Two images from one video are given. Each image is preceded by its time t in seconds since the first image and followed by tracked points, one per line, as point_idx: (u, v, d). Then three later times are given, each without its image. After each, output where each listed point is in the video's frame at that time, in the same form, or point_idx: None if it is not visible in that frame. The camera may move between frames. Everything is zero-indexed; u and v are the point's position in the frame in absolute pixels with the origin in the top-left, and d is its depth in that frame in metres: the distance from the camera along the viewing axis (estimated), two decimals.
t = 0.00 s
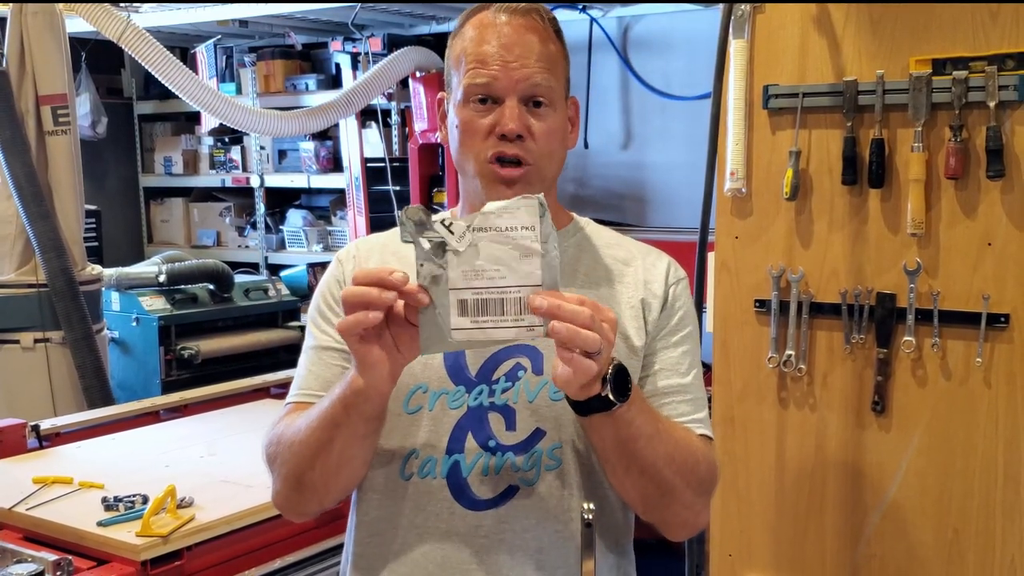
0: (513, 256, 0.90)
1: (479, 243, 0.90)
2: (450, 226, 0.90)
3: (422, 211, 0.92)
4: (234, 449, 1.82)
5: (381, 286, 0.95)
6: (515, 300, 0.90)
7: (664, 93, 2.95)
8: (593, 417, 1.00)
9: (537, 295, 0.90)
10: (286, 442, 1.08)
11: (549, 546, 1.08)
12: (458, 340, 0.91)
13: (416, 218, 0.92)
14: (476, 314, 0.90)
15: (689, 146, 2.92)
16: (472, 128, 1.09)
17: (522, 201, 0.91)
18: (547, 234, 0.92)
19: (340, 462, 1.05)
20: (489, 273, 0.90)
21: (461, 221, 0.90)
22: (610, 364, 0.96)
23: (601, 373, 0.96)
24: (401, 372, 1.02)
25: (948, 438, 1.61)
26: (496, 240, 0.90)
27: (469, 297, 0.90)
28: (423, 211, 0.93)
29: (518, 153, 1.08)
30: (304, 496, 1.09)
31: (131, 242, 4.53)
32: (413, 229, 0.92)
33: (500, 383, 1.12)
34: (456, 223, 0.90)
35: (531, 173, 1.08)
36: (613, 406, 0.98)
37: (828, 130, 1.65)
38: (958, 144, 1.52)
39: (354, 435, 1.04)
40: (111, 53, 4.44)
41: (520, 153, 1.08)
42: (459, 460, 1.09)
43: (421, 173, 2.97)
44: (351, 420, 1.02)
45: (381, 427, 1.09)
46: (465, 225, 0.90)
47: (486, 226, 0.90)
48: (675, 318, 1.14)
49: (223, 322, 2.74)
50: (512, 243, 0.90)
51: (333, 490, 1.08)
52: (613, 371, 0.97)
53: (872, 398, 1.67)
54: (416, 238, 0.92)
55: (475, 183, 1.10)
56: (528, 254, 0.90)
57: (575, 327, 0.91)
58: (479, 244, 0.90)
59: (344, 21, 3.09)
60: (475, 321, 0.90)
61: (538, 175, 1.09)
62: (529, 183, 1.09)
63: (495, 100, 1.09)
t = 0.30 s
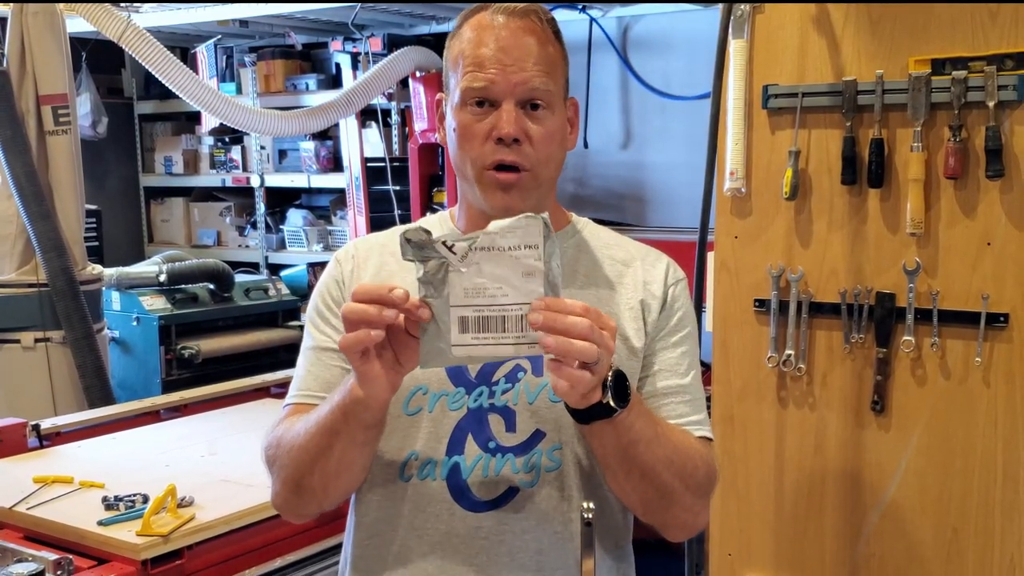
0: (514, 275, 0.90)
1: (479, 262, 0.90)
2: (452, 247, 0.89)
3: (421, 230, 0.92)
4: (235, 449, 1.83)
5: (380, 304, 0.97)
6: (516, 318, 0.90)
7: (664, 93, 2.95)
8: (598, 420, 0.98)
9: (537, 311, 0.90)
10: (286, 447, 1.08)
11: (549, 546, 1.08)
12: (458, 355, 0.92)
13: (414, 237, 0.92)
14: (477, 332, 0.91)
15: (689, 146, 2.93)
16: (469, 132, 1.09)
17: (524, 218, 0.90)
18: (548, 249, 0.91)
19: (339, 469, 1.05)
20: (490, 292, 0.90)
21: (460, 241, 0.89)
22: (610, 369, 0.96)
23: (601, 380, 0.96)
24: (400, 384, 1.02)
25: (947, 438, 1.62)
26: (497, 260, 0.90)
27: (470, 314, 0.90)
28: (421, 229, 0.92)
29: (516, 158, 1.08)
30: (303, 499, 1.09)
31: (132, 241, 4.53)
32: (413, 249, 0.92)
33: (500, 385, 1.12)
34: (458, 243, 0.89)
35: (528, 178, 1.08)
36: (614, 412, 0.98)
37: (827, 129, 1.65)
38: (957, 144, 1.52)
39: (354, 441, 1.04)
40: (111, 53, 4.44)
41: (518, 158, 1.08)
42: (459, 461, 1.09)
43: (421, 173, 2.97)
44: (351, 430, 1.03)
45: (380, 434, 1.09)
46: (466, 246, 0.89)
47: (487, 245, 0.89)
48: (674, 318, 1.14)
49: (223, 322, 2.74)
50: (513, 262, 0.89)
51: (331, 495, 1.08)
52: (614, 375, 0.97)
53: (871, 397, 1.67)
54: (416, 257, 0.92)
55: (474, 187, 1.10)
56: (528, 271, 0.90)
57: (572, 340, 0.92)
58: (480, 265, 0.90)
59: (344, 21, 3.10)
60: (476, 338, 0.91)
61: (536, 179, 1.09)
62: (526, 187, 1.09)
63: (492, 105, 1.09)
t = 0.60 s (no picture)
0: (519, 346, 0.93)
1: (491, 337, 0.92)
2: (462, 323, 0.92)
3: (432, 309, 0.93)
4: (235, 448, 1.83)
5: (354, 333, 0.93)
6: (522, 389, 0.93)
7: (663, 93, 2.96)
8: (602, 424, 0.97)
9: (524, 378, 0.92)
10: (265, 454, 1.08)
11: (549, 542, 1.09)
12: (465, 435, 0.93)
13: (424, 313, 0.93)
14: (486, 409, 0.92)
15: (689, 145, 2.93)
16: (465, 142, 1.10)
17: (530, 292, 0.93)
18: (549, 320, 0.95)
19: (319, 479, 1.05)
20: (497, 366, 0.92)
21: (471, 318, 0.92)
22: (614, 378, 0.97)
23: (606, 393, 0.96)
24: (367, 427, 0.96)
25: (946, 437, 1.62)
26: (504, 333, 0.93)
27: (480, 391, 0.92)
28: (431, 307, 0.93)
29: (510, 171, 1.09)
30: (282, 502, 1.09)
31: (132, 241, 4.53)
32: (423, 327, 0.93)
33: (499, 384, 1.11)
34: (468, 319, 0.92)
35: (522, 187, 1.10)
36: (625, 416, 0.98)
37: (826, 129, 1.65)
38: (956, 144, 1.53)
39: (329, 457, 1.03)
40: (111, 53, 4.44)
41: (512, 170, 1.09)
42: (459, 459, 1.09)
43: (421, 173, 2.97)
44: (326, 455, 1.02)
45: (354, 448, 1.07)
46: (477, 321, 0.92)
47: (497, 319, 0.92)
48: (671, 310, 1.16)
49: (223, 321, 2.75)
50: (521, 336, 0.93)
51: (306, 501, 1.09)
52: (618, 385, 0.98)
53: (871, 397, 1.67)
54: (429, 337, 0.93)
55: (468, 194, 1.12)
56: (535, 342, 0.93)
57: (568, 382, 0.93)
58: (489, 339, 0.92)
59: (344, 21, 3.10)
60: (486, 417, 0.92)
61: (530, 189, 1.11)
62: (519, 196, 1.10)
63: (488, 117, 1.09)
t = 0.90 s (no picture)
0: (502, 333, 0.84)
1: (473, 325, 0.84)
2: (437, 316, 0.83)
3: (403, 303, 0.85)
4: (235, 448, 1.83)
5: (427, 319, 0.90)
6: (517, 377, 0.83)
7: (663, 92, 2.96)
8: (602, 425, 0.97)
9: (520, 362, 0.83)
10: (233, 380, 1.06)
11: (547, 538, 1.10)
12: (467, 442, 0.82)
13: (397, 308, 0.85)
14: (485, 405, 0.82)
15: (688, 145, 2.93)
16: (456, 150, 1.10)
17: (502, 279, 0.87)
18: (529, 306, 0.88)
19: (287, 412, 1.02)
20: (485, 360, 0.83)
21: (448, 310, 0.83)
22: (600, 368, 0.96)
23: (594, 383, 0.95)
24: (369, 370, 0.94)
25: (945, 436, 1.62)
26: (484, 324, 0.84)
27: (472, 389, 0.82)
28: (402, 302, 0.85)
29: (502, 180, 1.11)
30: (234, 427, 1.04)
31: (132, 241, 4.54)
32: (398, 325, 0.85)
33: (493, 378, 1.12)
34: (443, 311, 0.83)
35: (516, 195, 1.12)
36: (617, 405, 0.97)
37: (826, 129, 1.66)
38: (955, 144, 1.53)
39: (311, 393, 1.00)
40: (111, 53, 4.44)
41: (505, 179, 1.11)
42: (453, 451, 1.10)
43: (421, 172, 2.97)
44: (301, 391, 1.00)
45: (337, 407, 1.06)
46: (453, 314, 0.83)
47: (473, 310, 0.84)
48: (666, 307, 1.18)
49: (224, 320, 2.75)
50: (501, 325, 0.84)
51: (254, 444, 1.05)
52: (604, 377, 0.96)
53: (870, 396, 1.68)
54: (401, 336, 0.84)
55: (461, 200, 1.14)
56: (517, 325, 0.85)
57: (557, 360, 0.85)
58: (468, 332, 0.83)
59: (344, 21, 3.11)
60: (487, 413, 0.82)
61: (524, 194, 1.13)
62: (511, 204, 1.13)
63: (480, 127, 1.09)
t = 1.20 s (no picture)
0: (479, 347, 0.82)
1: (448, 349, 0.81)
2: (413, 348, 0.81)
3: (378, 345, 0.84)
4: (236, 447, 1.83)
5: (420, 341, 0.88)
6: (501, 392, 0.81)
7: (662, 92, 2.96)
8: (603, 424, 0.96)
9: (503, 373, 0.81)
10: (245, 353, 1.04)
11: (547, 532, 1.11)
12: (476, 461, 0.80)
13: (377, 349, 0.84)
14: (477, 425, 0.80)
15: (687, 145, 2.94)
16: (479, 118, 1.13)
17: (469, 293, 0.85)
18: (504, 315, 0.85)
19: (297, 392, 1.00)
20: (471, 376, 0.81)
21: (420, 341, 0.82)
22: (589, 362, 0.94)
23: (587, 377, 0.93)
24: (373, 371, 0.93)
25: (944, 435, 1.62)
26: (462, 342, 0.82)
27: (465, 408, 0.80)
28: (377, 347, 0.83)
29: (528, 142, 1.12)
30: (241, 403, 1.03)
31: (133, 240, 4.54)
32: (379, 371, 0.83)
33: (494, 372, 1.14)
34: (417, 342, 0.81)
35: (540, 160, 1.13)
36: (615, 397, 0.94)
37: (826, 129, 1.66)
38: (955, 143, 1.53)
39: (324, 375, 0.98)
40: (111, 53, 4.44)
41: (530, 142, 1.12)
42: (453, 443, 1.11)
43: (421, 172, 2.97)
44: (312, 373, 0.98)
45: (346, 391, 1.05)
46: (427, 341, 0.81)
47: (447, 333, 0.82)
48: (663, 294, 1.18)
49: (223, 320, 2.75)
50: (478, 338, 0.82)
51: (256, 424, 1.04)
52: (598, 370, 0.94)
53: (870, 396, 1.68)
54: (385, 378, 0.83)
55: (481, 174, 1.14)
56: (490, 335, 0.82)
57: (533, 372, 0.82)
58: (448, 353, 0.81)
59: (344, 21, 3.11)
60: (480, 432, 0.80)
61: (546, 162, 1.14)
62: (536, 170, 1.13)
63: (503, 90, 1.13)
